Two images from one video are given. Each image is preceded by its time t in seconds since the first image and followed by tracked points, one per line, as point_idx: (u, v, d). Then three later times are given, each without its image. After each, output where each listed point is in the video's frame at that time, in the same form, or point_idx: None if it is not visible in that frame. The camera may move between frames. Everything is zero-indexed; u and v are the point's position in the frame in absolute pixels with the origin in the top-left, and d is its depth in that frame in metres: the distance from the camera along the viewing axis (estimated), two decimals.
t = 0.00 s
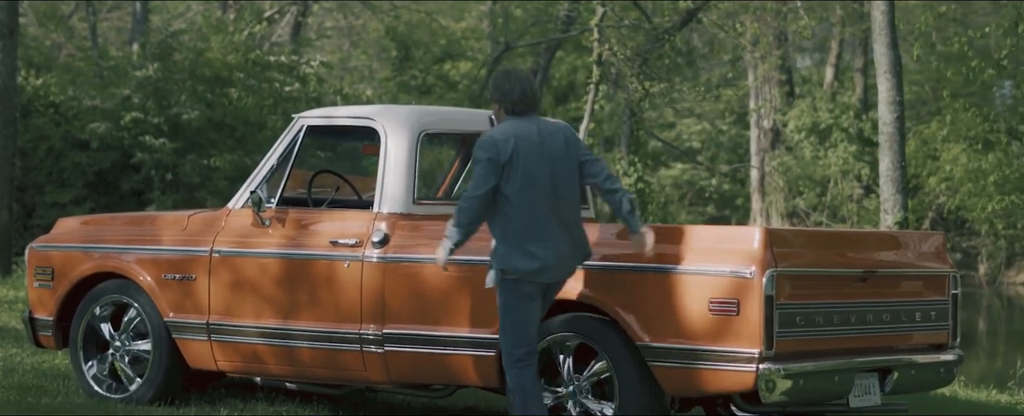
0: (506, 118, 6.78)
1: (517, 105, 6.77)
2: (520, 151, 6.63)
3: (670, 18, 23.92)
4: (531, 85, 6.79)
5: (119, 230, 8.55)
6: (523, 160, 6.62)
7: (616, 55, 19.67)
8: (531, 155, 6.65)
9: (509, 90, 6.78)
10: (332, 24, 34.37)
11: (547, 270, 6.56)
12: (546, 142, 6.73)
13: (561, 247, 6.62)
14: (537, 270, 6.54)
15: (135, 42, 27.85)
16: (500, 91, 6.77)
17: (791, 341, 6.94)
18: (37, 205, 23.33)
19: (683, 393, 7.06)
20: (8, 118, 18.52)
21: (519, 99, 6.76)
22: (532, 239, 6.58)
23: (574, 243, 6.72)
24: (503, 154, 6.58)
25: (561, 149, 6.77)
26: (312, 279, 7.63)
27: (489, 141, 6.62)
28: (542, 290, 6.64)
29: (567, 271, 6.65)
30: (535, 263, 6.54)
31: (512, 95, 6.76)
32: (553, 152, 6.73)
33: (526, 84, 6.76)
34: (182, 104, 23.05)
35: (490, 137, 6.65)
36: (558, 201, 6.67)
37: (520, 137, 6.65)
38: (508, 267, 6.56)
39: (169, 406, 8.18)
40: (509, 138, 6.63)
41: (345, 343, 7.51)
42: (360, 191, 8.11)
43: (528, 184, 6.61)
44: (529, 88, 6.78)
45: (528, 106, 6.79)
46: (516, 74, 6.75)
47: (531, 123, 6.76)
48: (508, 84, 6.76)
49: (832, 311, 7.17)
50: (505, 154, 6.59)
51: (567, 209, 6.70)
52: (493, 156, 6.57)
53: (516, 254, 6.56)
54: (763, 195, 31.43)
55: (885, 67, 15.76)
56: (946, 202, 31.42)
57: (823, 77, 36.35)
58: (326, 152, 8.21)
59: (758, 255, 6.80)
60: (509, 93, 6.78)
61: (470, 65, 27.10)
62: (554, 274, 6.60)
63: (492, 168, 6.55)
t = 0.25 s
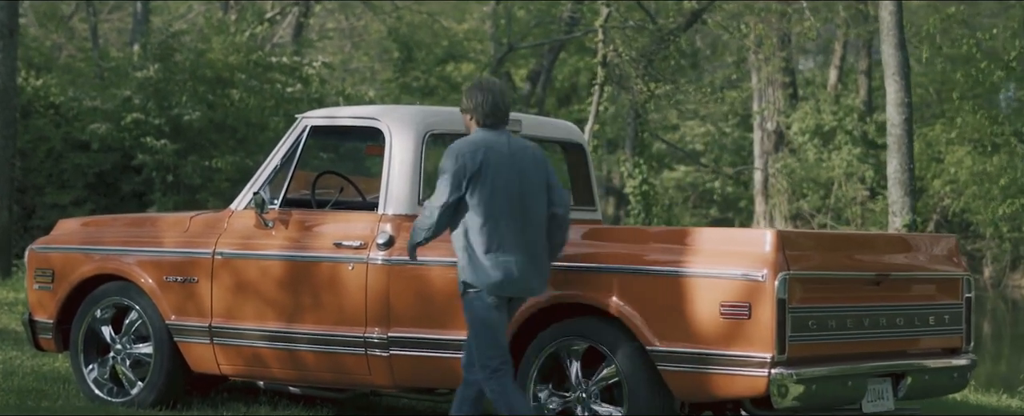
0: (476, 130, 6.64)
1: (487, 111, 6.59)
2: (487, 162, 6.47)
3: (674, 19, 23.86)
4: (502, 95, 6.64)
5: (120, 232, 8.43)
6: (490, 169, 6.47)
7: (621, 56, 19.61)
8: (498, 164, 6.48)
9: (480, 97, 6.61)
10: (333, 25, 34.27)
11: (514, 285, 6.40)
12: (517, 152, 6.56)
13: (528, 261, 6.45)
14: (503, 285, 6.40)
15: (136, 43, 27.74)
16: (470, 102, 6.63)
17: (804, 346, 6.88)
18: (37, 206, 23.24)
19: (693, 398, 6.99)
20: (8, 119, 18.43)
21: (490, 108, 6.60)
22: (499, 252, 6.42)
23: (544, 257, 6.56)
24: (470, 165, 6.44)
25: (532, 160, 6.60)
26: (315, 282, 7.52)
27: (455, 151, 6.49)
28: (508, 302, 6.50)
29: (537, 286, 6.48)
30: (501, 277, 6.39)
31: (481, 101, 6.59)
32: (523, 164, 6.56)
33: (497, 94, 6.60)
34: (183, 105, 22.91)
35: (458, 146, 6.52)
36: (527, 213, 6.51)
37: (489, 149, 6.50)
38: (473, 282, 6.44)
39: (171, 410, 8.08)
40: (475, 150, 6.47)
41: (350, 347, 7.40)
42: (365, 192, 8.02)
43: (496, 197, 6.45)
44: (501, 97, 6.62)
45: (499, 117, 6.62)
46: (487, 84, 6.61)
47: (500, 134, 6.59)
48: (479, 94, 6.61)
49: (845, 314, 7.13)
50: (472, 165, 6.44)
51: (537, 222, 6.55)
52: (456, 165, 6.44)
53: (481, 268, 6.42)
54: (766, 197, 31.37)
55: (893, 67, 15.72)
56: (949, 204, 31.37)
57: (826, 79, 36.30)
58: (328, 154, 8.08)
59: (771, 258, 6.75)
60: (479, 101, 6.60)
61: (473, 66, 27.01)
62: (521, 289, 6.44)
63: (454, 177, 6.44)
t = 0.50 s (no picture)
0: (455, 128, 6.97)
1: (464, 111, 6.95)
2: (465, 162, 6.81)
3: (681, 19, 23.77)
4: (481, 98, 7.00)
5: (124, 234, 8.34)
6: (467, 168, 6.80)
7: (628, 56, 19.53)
8: (473, 164, 6.81)
9: (461, 96, 6.97)
10: (337, 25, 34.22)
11: (482, 281, 6.74)
12: (491, 154, 6.91)
13: (496, 260, 6.80)
14: (472, 281, 6.73)
15: (139, 42, 27.66)
16: (450, 100, 6.97)
17: (818, 350, 6.83)
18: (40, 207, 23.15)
19: (705, 402, 6.92)
20: (11, 120, 18.37)
21: (471, 109, 6.96)
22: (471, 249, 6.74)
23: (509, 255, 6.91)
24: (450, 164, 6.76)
25: (503, 162, 6.97)
26: (322, 285, 7.42)
27: (436, 148, 6.82)
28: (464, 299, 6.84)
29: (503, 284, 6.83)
30: (471, 273, 6.72)
31: (462, 101, 6.95)
32: (496, 165, 6.92)
33: (478, 97, 6.97)
34: (187, 105, 22.81)
35: (439, 143, 6.85)
36: (498, 213, 6.86)
37: (466, 149, 6.82)
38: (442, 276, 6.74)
39: (175, 414, 7.99)
40: (454, 149, 6.80)
41: (357, 351, 7.30)
42: (372, 193, 7.85)
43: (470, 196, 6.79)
44: (479, 100, 6.99)
45: (477, 116, 6.98)
46: (469, 86, 6.97)
47: (477, 135, 6.93)
48: (461, 95, 6.97)
49: (859, 318, 7.10)
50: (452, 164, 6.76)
51: (505, 222, 6.91)
52: (437, 162, 6.77)
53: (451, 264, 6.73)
54: (771, 198, 31.29)
55: (904, 68, 15.68)
56: (954, 205, 31.27)
57: (831, 79, 36.23)
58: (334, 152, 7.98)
59: (786, 261, 6.66)
60: (460, 99, 6.97)
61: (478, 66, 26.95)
62: (487, 286, 6.78)
63: (434, 173, 6.76)
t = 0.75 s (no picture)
0: (433, 128, 6.87)
1: (443, 111, 6.82)
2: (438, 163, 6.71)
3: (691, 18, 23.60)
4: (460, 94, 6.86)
5: (132, 236, 8.24)
6: (440, 170, 6.71)
7: (638, 55, 19.38)
8: (445, 165, 6.72)
9: (439, 95, 6.83)
10: (344, 24, 34.08)
11: (459, 285, 6.67)
12: (467, 153, 6.79)
13: (473, 263, 6.71)
14: (447, 286, 6.65)
15: (145, 42, 27.56)
16: (429, 98, 6.83)
17: (838, 354, 6.70)
18: (46, 207, 23.02)
19: (722, 406, 6.82)
20: (18, 119, 18.28)
21: (450, 106, 6.82)
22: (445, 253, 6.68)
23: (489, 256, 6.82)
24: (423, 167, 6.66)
25: (481, 161, 6.85)
26: (331, 288, 7.32)
27: (408, 151, 6.74)
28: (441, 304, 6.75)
29: (483, 287, 6.75)
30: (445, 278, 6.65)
31: (439, 100, 6.82)
32: (473, 164, 6.80)
33: (456, 95, 6.83)
34: (194, 104, 22.73)
35: (412, 145, 6.77)
36: (474, 215, 6.77)
37: (439, 151, 6.73)
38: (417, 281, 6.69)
39: None
40: (426, 151, 6.72)
41: (367, 356, 7.19)
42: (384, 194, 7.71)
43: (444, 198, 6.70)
44: (458, 96, 6.85)
45: (455, 115, 6.84)
46: (446, 82, 6.82)
47: (454, 134, 6.82)
48: (438, 92, 6.82)
49: (879, 321, 6.97)
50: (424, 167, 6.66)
51: (483, 222, 6.81)
52: (408, 166, 6.71)
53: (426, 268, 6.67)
54: (779, 198, 31.16)
55: (918, 67, 15.57)
56: (965, 205, 31.10)
57: (840, 78, 36.06)
58: (341, 153, 7.93)
59: (806, 263, 6.55)
60: (438, 98, 6.83)
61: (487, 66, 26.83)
62: (465, 290, 6.70)
63: (405, 177, 6.70)
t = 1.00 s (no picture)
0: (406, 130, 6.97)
1: (411, 112, 6.90)
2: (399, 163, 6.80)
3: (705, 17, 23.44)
4: (433, 95, 6.94)
5: (141, 236, 8.12)
6: (399, 170, 6.80)
7: (652, 54, 19.23)
8: (404, 164, 6.80)
9: (405, 97, 6.92)
10: (355, 23, 33.99)
11: (417, 285, 6.71)
12: (431, 153, 6.83)
13: (436, 261, 6.72)
14: (406, 286, 6.71)
15: (155, 42, 27.49)
16: (400, 101, 6.93)
17: (861, 357, 6.56)
18: (55, 207, 22.97)
19: (741, 410, 6.71)
20: (27, 119, 18.21)
21: (420, 107, 6.90)
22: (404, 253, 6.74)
23: (460, 254, 6.79)
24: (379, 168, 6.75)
25: (449, 159, 6.84)
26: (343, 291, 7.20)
27: (374, 154, 6.90)
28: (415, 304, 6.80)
29: (449, 284, 6.72)
30: (404, 278, 6.72)
31: (405, 101, 6.91)
32: (437, 162, 6.81)
33: (425, 95, 6.90)
34: (204, 104, 22.67)
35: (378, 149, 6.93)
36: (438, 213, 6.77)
37: (401, 151, 6.83)
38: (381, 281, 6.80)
39: None
40: (387, 153, 6.85)
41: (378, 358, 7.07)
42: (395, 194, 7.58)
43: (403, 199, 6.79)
44: (431, 97, 6.94)
45: (429, 117, 6.94)
46: (412, 84, 6.91)
47: (421, 134, 6.89)
48: (407, 93, 6.91)
49: (902, 323, 6.83)
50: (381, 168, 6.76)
51: (452, 222, 6.81)
52: (371, 169, 6.87)
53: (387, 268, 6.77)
54: (791, 199, 30.98)
55: (935, 66, 15.44)
56: (978, 205, 30.91)
57: (852, 78, 35.86)
58: (354, 153, 7.76)
59: (827, 265, 6.41)
60: (404, 100, 6.91)
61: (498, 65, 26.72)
62: (429, 289, 6.72)
63: (369, 179, 6.87)
